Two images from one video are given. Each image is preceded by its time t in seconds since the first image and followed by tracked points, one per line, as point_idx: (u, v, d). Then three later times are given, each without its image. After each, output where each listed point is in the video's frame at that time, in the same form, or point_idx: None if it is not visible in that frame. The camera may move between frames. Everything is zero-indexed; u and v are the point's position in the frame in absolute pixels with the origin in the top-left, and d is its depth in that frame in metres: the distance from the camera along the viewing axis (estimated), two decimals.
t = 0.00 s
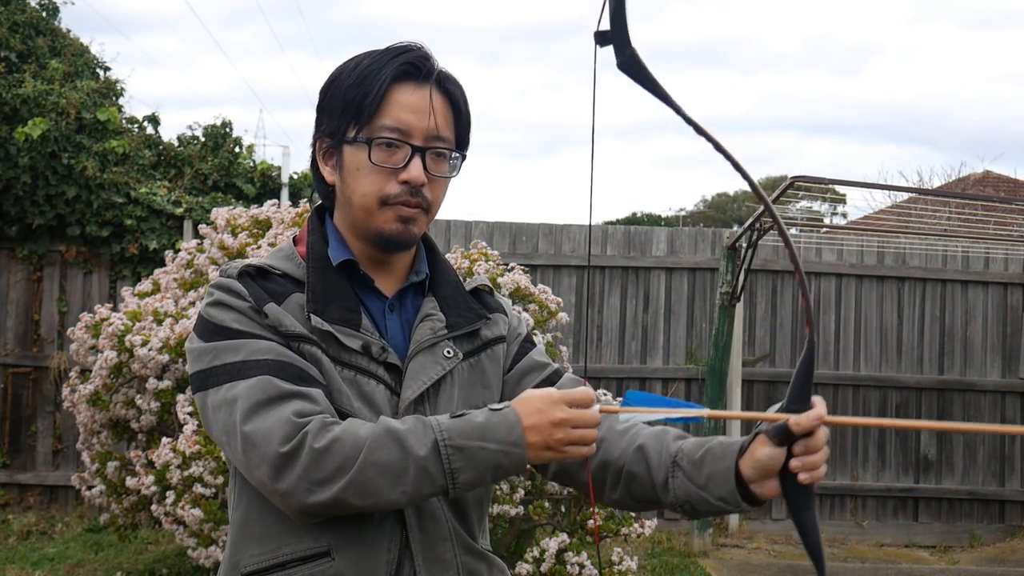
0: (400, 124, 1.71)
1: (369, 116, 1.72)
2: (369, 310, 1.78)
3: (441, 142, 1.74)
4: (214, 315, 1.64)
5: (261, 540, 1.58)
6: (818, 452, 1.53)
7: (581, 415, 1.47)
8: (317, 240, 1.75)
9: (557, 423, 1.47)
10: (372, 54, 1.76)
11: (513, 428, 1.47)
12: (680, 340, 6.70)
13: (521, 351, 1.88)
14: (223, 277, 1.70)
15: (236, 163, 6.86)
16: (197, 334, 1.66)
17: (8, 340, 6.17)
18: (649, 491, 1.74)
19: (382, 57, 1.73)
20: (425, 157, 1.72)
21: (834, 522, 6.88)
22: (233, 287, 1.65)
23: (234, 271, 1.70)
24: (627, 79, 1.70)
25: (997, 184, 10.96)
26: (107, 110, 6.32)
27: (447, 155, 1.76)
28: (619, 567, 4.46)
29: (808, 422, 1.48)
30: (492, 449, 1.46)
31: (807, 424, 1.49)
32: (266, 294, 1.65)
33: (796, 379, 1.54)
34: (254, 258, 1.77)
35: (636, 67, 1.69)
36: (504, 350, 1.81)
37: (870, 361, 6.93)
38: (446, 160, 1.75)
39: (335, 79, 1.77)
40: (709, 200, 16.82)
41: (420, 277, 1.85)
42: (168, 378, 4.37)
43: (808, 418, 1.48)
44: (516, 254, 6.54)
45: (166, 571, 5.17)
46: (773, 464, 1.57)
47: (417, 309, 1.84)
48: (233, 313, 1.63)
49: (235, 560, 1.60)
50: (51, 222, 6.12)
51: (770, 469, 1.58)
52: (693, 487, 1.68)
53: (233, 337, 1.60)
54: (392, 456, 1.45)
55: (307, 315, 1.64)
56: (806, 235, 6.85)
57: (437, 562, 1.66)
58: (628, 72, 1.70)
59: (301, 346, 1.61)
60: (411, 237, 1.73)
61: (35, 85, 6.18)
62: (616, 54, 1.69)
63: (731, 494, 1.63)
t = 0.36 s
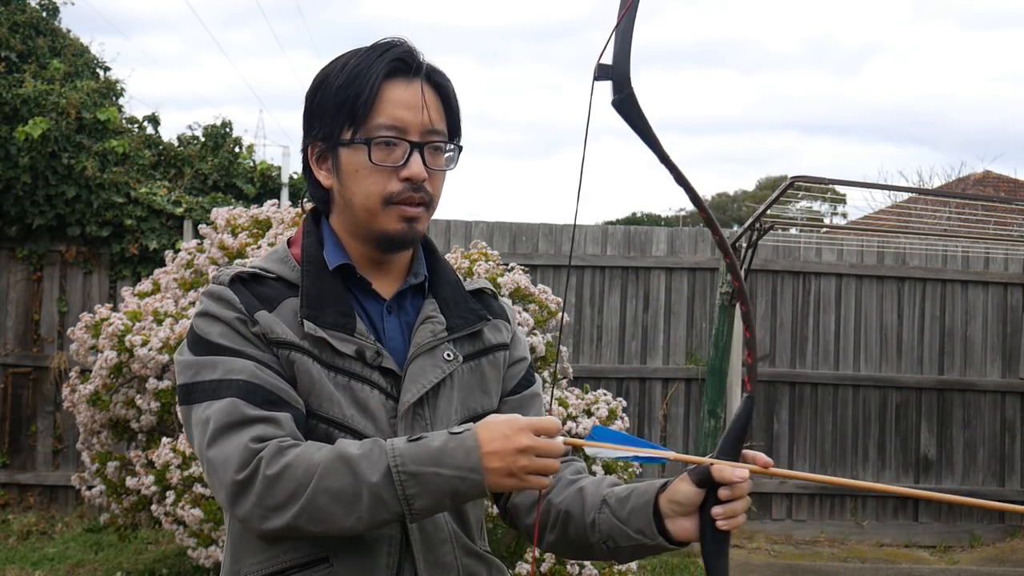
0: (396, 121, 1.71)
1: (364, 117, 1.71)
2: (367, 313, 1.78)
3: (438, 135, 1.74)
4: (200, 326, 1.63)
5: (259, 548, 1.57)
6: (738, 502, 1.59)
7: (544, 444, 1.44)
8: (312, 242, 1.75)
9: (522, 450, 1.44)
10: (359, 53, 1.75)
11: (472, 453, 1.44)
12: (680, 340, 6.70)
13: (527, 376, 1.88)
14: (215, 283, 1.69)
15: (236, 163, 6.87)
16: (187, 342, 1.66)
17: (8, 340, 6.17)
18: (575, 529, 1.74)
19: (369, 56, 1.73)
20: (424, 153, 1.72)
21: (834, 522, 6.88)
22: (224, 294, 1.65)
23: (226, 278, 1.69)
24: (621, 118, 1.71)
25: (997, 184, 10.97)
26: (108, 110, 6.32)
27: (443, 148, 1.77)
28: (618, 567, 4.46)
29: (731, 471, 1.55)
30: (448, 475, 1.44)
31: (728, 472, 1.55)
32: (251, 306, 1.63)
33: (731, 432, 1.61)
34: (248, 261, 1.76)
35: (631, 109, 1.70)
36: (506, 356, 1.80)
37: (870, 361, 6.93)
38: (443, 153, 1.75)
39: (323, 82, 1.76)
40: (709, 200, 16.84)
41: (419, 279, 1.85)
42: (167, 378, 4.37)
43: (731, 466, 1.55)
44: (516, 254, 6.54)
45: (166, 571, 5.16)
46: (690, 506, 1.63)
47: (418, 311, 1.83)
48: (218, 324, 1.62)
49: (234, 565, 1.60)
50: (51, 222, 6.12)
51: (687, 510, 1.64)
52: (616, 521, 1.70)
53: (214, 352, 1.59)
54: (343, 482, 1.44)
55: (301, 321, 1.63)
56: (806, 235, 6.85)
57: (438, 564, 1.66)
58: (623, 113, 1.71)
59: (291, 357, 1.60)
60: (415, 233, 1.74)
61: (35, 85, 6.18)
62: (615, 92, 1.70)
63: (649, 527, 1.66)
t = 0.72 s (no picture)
0: (413, 126, 1.70)
1: (382, 120, 1.70)
2: (373, 312, 1.77)
3: (451, 141, 1.74)
4: (198, 330, 1.63)
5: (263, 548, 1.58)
6: (687, 515, 1.70)
7: (523, 461, 1.44)
8: (317, 241, 1.74)
9: (503, 470, 1.43)
10: (378, 56, 1.75)
11: (446, 469, 1.43)
12: (680, 340, 6.70)
13: (531, 394, 1.91)
14: (217, 285, 1.68)
15: (236, 164, 6.87)
16: (186, 345, 1.66)
17: (8, 340, 6.17)
18: (541, 533, 1.83)
19: (391, 59, 1.73)
20: (438, 158, 1.72)
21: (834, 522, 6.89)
22: (225, 295, 1.64)
23: (228, 280, 1.68)
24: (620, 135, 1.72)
25: (997, 184, 10.97)
26: (108, 110, 6.33)
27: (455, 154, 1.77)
28: (619, 567, 4.45)
29: (680, 488, 1.66)
30: (423, 492, 1.43)
31: (678, 489, 1.66)
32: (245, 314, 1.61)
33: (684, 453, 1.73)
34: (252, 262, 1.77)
35: (636, 125, 1.71)
36: (509, 361, 1.81)
37: (870, 361, 6.93)
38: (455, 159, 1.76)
39: (340, 81, 1.75)
40: (710, 199, 16.85)
41: (425, 280, 1.85)
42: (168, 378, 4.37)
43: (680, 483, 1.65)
44: (516, 254, 6.54)
45: (166, 571, 5.16)
46: (643, 515, 1.74)
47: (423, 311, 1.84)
48: (215, 330, 1.61)
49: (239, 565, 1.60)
50: (51, 222, 6.12)
51: (639, 519, 1.75)
52: (574, 527, 1.79)
53: (209, 358, 1.59)
54: (319, 498, 1.44)
55: (305, 322, 1.63)
56: (805, 235, 6.85)
57: (446, 564, 1.66)
58: (624, 130, 1.72)
59: (292, 359, 1.60)
60: (423, 238, 1.74)
61: (35, 85, 6.18)
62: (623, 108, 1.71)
63: (602, 532, 1.77)
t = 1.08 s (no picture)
0: (397, 118, 1.71)
1: (366, 114, 1.72)
2: (380, 313, 1.76)
3: (441, 132, 1.73)
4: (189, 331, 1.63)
5: (266, 549, 1.58)
6: (689, 533, 1.72)
7: (426, 410, 1.28)
8: (323, 242, 1.74)
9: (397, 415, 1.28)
10: (364, 53, 1.77)
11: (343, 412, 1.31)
12: (680, 339, 6.70)
13: (544, 404, 1.88)
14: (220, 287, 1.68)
15: (236, 164, 6.87)
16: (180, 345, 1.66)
17: (8, 340, 6.17)
18: (547, 539, 1.83)
19: (374, 54, 1.74)
20: (425, 149, 1.72)
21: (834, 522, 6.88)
22: (225, 297, 1.63)
23: (233, 280, 1.67)
24: (619, 162, 1.73)
25: (997, 184, 10.96)
26: (108, 110, 6.33)
27: (449, 146, 1.76)
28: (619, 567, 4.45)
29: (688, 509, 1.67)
30: (318, 434, 1.31)
31: (683, 510, 1.68)
32: (228, 320, 1.60)
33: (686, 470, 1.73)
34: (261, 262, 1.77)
35: (633, 152, 1.72)
36: (521, 368, 1.80)
37: (870, 361, 6.93)
38: (447, 150, 1.75)
39: (331, 82, 1.78)
40: (710, 200, 16.86)
41: (434, 282, 1.85)
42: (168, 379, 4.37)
43: (687, 504, 1.67)
44: (516, 254, 6.54)
45: (166, 571, 5.16)
46: (644, 530, 1.75)
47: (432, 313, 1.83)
48: (201, 330, 1.60)
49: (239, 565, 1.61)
50: (51, 222, 6.12)
51: (641, 534, 1.75)
52: (580, 537, 1.79)
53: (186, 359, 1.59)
54: (224, 463, 1.37)
55: (306, 323, 1.63)
56: (806, 235, 6.85)
57: (448, 565, 1.64)
58: (623, 156, 1.73)
59: (288, 361, 1.59)
60: (419, 232, 1.73)
61: (35, 85, 6.18)
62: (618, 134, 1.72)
63: (606, 544, 1.78)
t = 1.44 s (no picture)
0: (388, 115, 1.72)
1: (358, 113, 1.73)
2: (376, 313, 1.77)
3: (433, 128, 1.73)
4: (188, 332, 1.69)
5: (258, 543, 1.63)
6: (681, 549, 1.68)
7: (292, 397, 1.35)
8: (320, 242, 1.75)
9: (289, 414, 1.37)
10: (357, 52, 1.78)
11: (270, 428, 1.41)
12: (680, 340, 6.70)
13: (555, 407, 1.88)
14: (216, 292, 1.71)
15: (236, 164, 6.87)
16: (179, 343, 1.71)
17: (8, 340, 6.17)
18: (547, 548, 1.83)
19: (366, 52, 1.75)
20: (417, 146, 1.72)
21: (834, 522, 6.88)
22: (221, 300, 1.67)
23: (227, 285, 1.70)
24: (607, 158, 1.72)
25: (996, 184, 10.97)
26: (108, 110, 6.33)
27: (444, 142, 1.76)
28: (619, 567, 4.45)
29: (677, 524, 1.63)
30: (205, 426, 1.40)
31: (671, 523, 1.64)
32: (219, 326, 1.63)
33: (681, 483, 1.69)
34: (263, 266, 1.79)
35: (618, 149, 1.71)
36: (521, 368, 1.79)
37: (870, 361, 6.93)
38: (441, 147, 1.74)
39: (327, 82, 1.79)
40: (709, 200, 16.86)
41: (434, 280, 1.83)
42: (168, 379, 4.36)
43: (675, 517, 1.63)
44: (516, 254, 6.54)
45: (166, 571, 5.16)
46: (636, 543, 1.73)
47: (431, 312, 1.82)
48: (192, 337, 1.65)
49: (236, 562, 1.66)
50: (51, 222, 6.13)
51: (633, 548, 1.73)
52: (574, 548, 1.80)
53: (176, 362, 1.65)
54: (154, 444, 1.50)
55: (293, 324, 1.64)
56: (806, 235, 6.85)
57: (431, 567, 1.63)
58: (609, 153, 1.72)
59: (271, 365, 1.61)
60: (413, 230, 1.72)
61: (35, 85, 6.17)
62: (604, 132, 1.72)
63: (598, 556, 1.77)
